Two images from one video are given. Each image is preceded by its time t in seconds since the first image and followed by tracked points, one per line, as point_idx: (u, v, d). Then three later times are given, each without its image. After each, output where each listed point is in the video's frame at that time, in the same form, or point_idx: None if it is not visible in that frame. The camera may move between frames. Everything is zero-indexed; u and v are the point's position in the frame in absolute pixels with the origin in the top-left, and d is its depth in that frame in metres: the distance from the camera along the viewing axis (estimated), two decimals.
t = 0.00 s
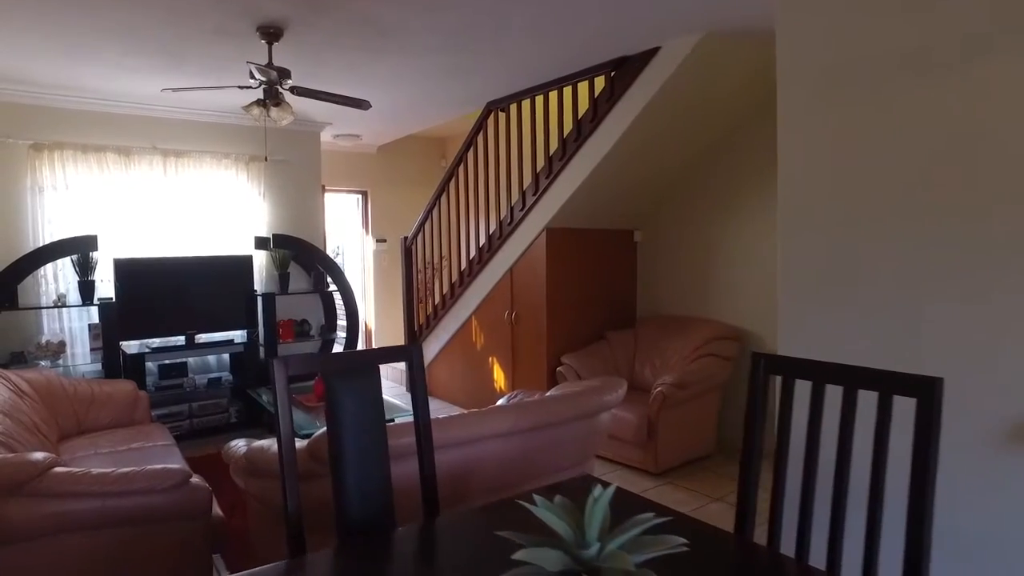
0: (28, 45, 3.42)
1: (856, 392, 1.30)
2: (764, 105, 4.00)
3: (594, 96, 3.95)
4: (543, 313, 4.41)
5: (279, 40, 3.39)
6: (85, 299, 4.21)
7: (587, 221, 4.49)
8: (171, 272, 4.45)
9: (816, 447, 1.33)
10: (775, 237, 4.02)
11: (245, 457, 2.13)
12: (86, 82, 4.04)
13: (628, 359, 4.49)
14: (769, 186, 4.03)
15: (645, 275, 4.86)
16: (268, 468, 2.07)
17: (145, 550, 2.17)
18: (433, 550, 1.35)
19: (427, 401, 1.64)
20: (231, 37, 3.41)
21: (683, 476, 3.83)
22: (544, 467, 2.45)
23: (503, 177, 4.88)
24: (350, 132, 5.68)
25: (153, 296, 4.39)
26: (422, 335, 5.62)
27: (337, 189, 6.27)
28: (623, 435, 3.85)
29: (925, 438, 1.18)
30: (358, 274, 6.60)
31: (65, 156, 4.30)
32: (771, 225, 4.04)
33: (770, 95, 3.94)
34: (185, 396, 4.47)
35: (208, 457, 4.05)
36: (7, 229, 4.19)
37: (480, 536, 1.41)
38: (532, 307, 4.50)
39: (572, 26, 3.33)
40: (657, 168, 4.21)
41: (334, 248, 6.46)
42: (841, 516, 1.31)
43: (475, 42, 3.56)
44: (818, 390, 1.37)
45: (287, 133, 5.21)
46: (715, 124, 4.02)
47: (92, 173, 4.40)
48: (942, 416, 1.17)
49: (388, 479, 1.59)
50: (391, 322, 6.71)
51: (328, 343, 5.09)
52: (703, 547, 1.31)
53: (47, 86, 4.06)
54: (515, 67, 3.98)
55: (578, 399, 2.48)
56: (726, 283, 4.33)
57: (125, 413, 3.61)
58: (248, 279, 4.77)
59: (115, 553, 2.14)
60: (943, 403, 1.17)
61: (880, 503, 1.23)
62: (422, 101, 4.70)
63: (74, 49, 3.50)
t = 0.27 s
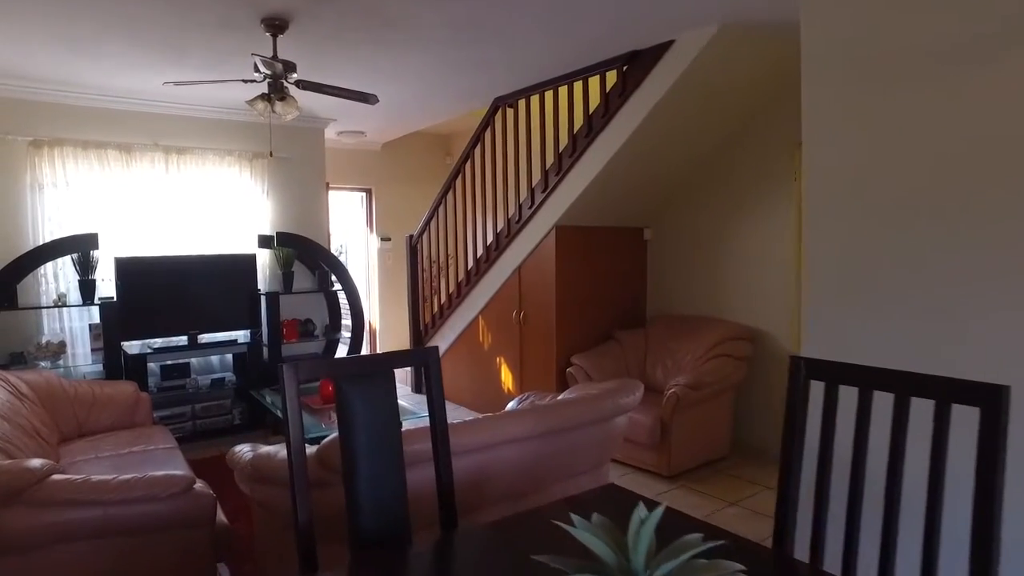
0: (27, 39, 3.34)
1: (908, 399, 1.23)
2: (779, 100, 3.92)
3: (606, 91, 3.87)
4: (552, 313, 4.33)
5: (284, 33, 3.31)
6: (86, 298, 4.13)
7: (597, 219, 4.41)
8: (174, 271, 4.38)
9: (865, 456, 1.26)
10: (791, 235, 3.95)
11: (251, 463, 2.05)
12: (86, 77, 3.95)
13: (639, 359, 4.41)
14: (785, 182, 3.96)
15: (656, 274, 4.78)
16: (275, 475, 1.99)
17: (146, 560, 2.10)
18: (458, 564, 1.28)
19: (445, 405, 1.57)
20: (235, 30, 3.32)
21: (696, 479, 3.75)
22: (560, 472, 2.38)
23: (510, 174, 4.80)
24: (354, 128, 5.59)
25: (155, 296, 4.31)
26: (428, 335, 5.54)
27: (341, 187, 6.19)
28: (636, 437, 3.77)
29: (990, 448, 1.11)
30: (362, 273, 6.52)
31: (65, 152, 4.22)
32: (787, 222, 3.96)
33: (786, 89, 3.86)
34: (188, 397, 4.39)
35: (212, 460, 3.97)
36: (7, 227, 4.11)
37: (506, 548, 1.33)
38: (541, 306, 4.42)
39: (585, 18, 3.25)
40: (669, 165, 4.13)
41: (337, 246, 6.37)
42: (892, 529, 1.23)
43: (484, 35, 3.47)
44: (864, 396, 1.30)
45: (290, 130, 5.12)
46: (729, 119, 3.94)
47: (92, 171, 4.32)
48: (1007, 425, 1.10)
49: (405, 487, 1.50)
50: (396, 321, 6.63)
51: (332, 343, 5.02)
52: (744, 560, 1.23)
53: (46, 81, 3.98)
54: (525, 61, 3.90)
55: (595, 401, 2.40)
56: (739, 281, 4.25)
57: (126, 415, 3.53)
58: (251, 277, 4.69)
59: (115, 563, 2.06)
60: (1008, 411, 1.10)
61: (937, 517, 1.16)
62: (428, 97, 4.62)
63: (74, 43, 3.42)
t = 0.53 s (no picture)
0: (27, 36, 3.28)
1: (960, 411, 1.16)
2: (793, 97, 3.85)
3: (616, 88, 3.80)
4: (561, 314, 4.26)
5: (288, 28, 3.23)
6: (87, 299, 4.06)
7: (606, 218, 4.33)
8: (175, 272, 4.31)
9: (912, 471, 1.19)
10: (804, 235, 3.88)
11: (257, 472, 1.98)
12: (86, 74, 3.89)
13: (648, 361, 4.34)
14: (797, 182, 3.88)
15: (665, 274, 4.71)
16: (281, 484, 1.91)
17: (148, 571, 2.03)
18: None
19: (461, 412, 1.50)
20: (238, 25, 3.25)
21: (709, 483, 3.68)
22: (575, 479, 2.31)
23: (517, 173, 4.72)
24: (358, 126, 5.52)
25: (156, 297, 4.24)
26: (432, 335, 5.47)
27: (344, 185, 6.11)
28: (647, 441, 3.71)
29: None
30: (366, 273, 6.44)
31: (66, 151, 4.15)
32: (799, 222, 3.89)
33: (800, 87, 3.79)
34: (190, 399, 4.33)
35: (215, 464, 3.90)
36: (6, 227, 4.05)
37: (531, 567, 1.27)
38: (549, 307, 4.35)
39: (596, 13, 3.17)
40: (680, 163, 4.06)
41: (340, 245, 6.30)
42: (943, 549, 1.17)
43: (493, 31, 3.40)
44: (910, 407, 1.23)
45: (293, 128, 5.05)
46: (741, 117, 3.87)
47: (93, 169, 4.25)
48: None
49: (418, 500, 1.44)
50: (400, 322, 6.56)
51: (336, 345, 4.94)
52: None
53: (46, 78, 3.91)
54: (533, 57, 3.82)
55: (610, 407, 2.33)
56: (750, 282, 4.18)
57: (128, 418, 3.46)
58: (254, 278, 4.62)
59: None
60: None
61: (995, 537, 1.09)
62: (434, 94, 4.55)
63: (74, 40, 3.36)
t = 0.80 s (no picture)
0: (28, 34, 3.23)
1: (1007, 422, 1.12)
2: (804, 96, 3.80)
3: (624, 86, 3.75)
4: (568, 316, 4.21)
5: (293, 24, 3.17)
6: (89, 301, 4.01)
7: (613, 218, 4.28)
8: (178, 273, 4.26)
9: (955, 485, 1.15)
10: (815, 236, 3.83)
11: (263, 479, 1.93)
12: (87, 73, 3.84)
13: (656, 362, 4.30)
14: (809, 181, 3.84)
15: (672, 274, 4.66)
16: (288, 492, 1.86)
17: None
18: None
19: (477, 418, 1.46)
20: (241, 22, 3.20)
21: (719, 487, 3.64)
22: (588, 486, 2.27)
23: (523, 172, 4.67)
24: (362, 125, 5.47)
25: (159, 298, 4.19)
26: (437, 336, 5.44)
27: (347, 185, 6.06)
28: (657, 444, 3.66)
29: None
30: (369, 273, 6.39)
31: (67, 151, 4.11)
32: (811, 223, 3.84)
33: (811, 86, 3.74)
34: (191, 402, 4.27)
35: (218, 467, 3.86)
36: (6, 227, 4.00)
37: None
38: (556, 308, 4.30)
39: (606, 11, 3.12)
40: (689, 162, 4.00)
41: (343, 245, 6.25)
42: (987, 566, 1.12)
43: (500, 28, 3.34)
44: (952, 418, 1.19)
45: (297, 127, 5.00)
46: (752, 116, 3.82)
47: (94, 169, 4.20)
48: None
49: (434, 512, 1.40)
50: (404, 323, 6.51)
51: (339, 346, 4.89)
52: None
53: (46, 77, 3.86)
54: (540, 55, 3.77)
55: (624, 411, 2.28)
56: (760, 283, 4.13)
57: (130, 421, 3.41)
58: (258, 279, 4.57)
59: None
60: None
61: None
62: (439, 92, 4.50)
63: (76, 37, 3.31)
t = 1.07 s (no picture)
0: (30, 31, 3.16)
1: None
2: (819, 93, 3.74)
3: (636, 83, 3.69)
4: (578, 316, 4.15)
5: (300, 18, 3.07)
6: (91, 302, 3.94)
7: (624, 218, 4.22)
8: (181, 274, 4.20)
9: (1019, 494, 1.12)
10: (830, 236, 3.77)
11: (275, 488, 1.86)
12: (90, 70, 3.77)
13: (667, 363, 4.24)
14: (824, 180, 3.77)
15: (682, 275, 4.60)
16: (301, 502, 1.79)
17: None
18: None
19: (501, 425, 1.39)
20: (247, 18, 3.13)
21: (733, 491, 3.58)
22: (607, 493, 2.21)
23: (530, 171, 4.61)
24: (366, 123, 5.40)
25: (162, 299, 4.13)
26: (443, 337, 5.39)
27: (352, 184, 5.99)
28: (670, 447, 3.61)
29: None
30: (373, 273, 6.33)
31: (69, 149, 4.04)
32: (826, 222, 3.78)
33: (827, 83, 3.68)
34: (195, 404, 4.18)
35: (224, 471, 3.80)
36: (7, 226, 3.93)
37: None
38: (565, 309, 4.24)
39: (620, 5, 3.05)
40: (701, 161, 3.94)
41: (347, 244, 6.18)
42: None
43: (511, 23, 3.28)
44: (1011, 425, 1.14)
45: (301, 125, 4.93)
46: (766, 113, 3.75)
47: (97, 168, 4.14)
48: None
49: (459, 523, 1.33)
50: (408, 323, 6.45)
51: (345, 347, 4.82)
52: None
53: (48, 74, 3.80)
54: (551, 51, 3.70)
55: (643, 416, 2.23)
56: (773, 283, 4.07)
57: (133, 424, 3.34)
58: (262, 279, 4.50)
59: None
60: None
61: None
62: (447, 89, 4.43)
63: (78, 34, 3.24)
